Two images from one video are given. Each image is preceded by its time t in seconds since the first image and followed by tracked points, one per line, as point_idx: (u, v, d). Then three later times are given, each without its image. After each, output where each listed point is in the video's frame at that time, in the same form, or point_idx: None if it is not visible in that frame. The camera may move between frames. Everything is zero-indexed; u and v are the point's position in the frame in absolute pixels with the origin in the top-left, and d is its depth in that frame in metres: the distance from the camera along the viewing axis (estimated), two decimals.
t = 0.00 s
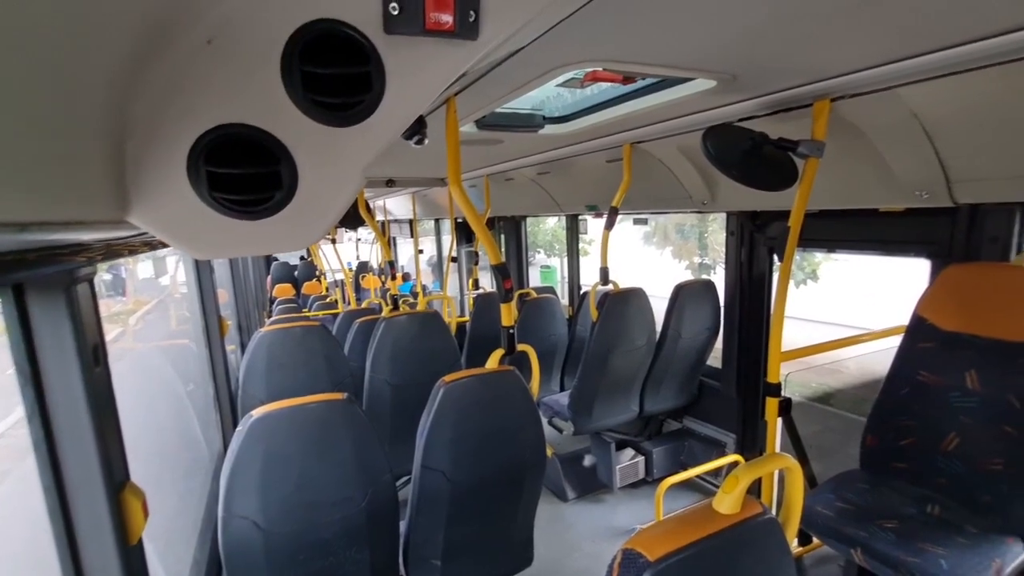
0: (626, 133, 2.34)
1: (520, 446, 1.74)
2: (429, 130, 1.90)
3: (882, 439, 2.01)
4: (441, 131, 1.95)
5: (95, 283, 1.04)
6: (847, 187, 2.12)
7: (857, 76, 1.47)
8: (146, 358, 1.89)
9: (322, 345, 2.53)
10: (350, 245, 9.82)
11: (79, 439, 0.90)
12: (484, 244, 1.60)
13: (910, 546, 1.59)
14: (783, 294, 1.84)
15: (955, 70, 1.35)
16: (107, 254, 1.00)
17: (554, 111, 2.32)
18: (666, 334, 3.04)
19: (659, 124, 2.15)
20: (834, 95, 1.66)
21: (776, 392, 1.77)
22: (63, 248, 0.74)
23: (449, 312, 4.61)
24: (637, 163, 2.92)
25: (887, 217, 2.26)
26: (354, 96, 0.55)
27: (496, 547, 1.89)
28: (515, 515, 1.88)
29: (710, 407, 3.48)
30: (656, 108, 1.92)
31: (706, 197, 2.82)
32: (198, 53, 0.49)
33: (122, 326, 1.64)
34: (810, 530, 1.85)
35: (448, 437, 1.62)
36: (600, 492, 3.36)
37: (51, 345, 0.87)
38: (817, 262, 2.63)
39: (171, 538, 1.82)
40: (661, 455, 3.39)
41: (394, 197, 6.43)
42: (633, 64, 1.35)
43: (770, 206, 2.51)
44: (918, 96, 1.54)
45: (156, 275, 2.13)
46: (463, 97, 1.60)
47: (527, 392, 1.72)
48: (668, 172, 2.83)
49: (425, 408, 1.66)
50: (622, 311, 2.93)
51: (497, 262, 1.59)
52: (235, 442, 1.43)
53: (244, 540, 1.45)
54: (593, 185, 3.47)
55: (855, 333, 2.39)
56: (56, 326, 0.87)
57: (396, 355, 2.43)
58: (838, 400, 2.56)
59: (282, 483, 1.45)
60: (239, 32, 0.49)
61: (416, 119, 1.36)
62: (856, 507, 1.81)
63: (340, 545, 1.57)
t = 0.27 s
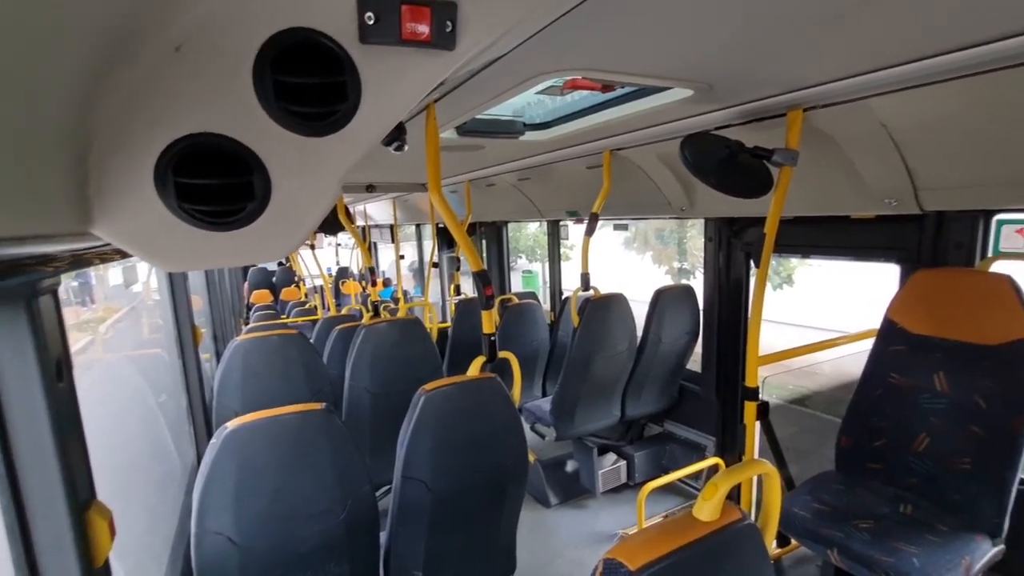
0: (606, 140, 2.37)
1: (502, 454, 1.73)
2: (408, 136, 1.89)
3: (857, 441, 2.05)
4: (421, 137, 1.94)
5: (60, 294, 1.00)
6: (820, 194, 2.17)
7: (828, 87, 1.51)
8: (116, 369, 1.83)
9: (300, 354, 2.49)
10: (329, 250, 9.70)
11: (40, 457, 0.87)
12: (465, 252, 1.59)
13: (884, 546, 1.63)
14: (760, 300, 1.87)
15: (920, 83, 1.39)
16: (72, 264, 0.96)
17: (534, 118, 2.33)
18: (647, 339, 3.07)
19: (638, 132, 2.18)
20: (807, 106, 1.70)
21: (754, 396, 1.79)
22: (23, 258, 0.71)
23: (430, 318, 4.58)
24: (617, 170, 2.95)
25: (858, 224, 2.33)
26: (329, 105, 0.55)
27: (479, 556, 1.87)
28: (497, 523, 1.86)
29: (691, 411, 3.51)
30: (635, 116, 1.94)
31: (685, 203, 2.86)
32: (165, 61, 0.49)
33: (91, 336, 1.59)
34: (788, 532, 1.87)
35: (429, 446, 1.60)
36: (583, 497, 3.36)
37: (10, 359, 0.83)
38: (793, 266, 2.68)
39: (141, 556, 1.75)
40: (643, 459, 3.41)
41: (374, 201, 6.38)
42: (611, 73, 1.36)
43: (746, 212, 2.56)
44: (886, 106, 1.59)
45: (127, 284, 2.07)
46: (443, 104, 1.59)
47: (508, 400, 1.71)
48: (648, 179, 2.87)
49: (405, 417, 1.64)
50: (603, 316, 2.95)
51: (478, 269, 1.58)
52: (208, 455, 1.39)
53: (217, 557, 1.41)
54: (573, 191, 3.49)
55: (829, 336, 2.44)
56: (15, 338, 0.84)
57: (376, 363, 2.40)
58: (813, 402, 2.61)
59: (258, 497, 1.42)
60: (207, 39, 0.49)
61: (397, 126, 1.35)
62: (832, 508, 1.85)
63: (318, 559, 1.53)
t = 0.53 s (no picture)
0: (593, 147, 2.38)
1: (491, 462, 1.72)
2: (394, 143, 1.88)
3: (841, 443, 2.08)
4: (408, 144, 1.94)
5: (35, 306, 0.98)
6: (803, 201, 2.20)
7: (809, 96, 1.54)
8: (95, 379, 1.79)
9: (286, 362, 2.46)
10: (316, 256, 9.61)
11: (14, 474, 0.84)
12: (451, 258, 1.59)
13: (868, 548, 1.66)
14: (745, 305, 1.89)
15: (898, 92, 1.43)
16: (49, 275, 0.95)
17: (521, 125, 2.34)
18: (634, 344, 3.09)
19: (624, 138, 2.19)
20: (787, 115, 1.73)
21: (740, 401, 1.81)
22: None
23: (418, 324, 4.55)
24: (604, 176, 2.97)
25: (839, 230, 2.37)
26: (311, 120, 0.57)
27: (468, 565, 1.86)
28: (487, 532, 1.84)
29: (678, 415, 3.53)
30: (620, 124, 1.96)
31: (671, 210, 2.88)
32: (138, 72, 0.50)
33: (70, 345, 1.56)
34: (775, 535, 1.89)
35: (416, 455, 1.58)
36: (572, 502, 3.36)
37: None
38: (777, 270, 2.72)
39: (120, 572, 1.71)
40: (631, 464, 3.42)
41: (360, 207, 6.33)
42: (596, 82, 1.37)
43: (731, 218, 2.59)
44: (864, 116, 1.63)
45: (108, 292, 2.03)
46: (429, 110, 1.59)
47: (496, 407, 1.70)
48: (634, 185, 2.89)
49: (392, 426, 1.62)
50: (591, 321, 2.96)
51: (465, 276, 1.58)
52: (190, 468, 1.36)
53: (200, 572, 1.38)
54: (561, 197, 3.51)
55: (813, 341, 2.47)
56: None
57: (363, 370, 2.38)
58: (798, 405, 2.64)
59: (241, 510, 1.39)
60: (184, 51, 0.49)
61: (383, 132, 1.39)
62: (817, 511, 1.87)
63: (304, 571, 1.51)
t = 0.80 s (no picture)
0: (583, 153, 2.39)
1: (482, 470, 1.70)
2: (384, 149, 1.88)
3: (831, 447, 2.09)
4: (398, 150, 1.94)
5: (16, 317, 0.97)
6: (790, 206, 2.22)
7: (795, 104, 1.56)
8: (80, 390, 1.76)
9: (275, 370, 2.44)
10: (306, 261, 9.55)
11: None
12: (442, 265, 1.58)
13: (858, 551, 1.66)
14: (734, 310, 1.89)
15: (882, 100, 1.45)
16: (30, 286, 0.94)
17: (511, 131, 2.35)
18: (625, 349, 3.09)
19: (613, 145, 2.21)
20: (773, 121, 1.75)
21: (730, 405, 1.81)
22: None
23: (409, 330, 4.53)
24: (594, 181, 2.98)
25: (827, 235, 2.40)
26: (298, 131, 0.57)
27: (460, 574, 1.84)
28: (479, 541, 1.82)
29: (670, 419, 3.54)
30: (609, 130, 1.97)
31: (661, 215, 2.90)
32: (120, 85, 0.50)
33: (55, 353, 1.53)
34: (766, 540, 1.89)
35: (407, 464, 1.56)
36: (564, 508, 3.35)
37: None
38: (766, 274, 2.74)
39: None
40: (624, 469, 3.41)
41: (351, 212, 6.31)
42: (585, 89, 1.38)
43: (720, 222, 2.61)
44: (849, 123, 1.65)
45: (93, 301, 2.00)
46: (419, 117, 1.59)
47: (488, 415, 1.69)
48: (624, 191, 2.91)
49: (383, 435, 1.60)
50: (582, 326, 2.96)
51: (455, 283, 1.58)
52: (176, 479, 1.34)
53: None
54: (551, 202, 3.52)
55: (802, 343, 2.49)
56: None
57: (354, 378, 2.36)
58: (789, 407, 2.66)
59: (229, 523, 1.37)
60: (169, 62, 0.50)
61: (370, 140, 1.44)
62: (808, 514, 1.88)
63: None
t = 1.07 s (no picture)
0: (570, 157, 2.40)
1: (471, 477, 1.69)
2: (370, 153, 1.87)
3: (817, 449, 2.10)
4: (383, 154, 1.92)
5: None
6: (775, 210, 2.25)
7: (778, 110, 1.58)
8: (58, 399, 1.72)
9: (260, 377, 2.40)
10: (292, 266, 9.46)
11: None
12: (429, 271, 1.57)
13: (844, 552, 1.68)
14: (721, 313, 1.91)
15: (863, 106, 1.48)
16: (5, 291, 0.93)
17: (498, 135, 2.35)
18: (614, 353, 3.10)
19: (600, 149, 2.21)
20: (758, 126, 1.76)
21: (718, 409, 1.82)
22: None
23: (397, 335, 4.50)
24: (581, 185, 2.99)
25: (811, 239, 2.43)
26: (278, 138, 0.57)
27: None
28: (467, 548, 1.80)
29: (659, 422, 3.55)
30: (596, 135, 1.98)
31: (647, 219, 2.91)
32: (93, 88, 0.49)
33: (33, 361, 1.49)
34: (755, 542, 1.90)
35: (394, 471, 1.54)
36: (554, 512, 3.34)
37: None
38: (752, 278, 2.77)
39: None
40: (613, 472, 3.42)
41: (338, 216, 6.26)
42: (572, 94, 1.38)
43: (706, 226, 2.63)
44: (832, 128, 1.68)
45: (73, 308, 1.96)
46: (405, 121, 1.58)
47: (476, 420, 1.67)
48: (611, 195, 2.92)
49: (369, 442, 1.57)
50: (570, 330, 2.96)
51: (443, 289, 1.57)
52: (157, 491, 1.31)
53: None
54: (539, 206, 3.52)
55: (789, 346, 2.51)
56: None
57: (340, 384, 2.33)
58: (776, 409, 2.68)
59: (211, 534, 1.34)
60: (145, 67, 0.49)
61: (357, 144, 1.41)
62: (795, 517, 1.89)
63: None
